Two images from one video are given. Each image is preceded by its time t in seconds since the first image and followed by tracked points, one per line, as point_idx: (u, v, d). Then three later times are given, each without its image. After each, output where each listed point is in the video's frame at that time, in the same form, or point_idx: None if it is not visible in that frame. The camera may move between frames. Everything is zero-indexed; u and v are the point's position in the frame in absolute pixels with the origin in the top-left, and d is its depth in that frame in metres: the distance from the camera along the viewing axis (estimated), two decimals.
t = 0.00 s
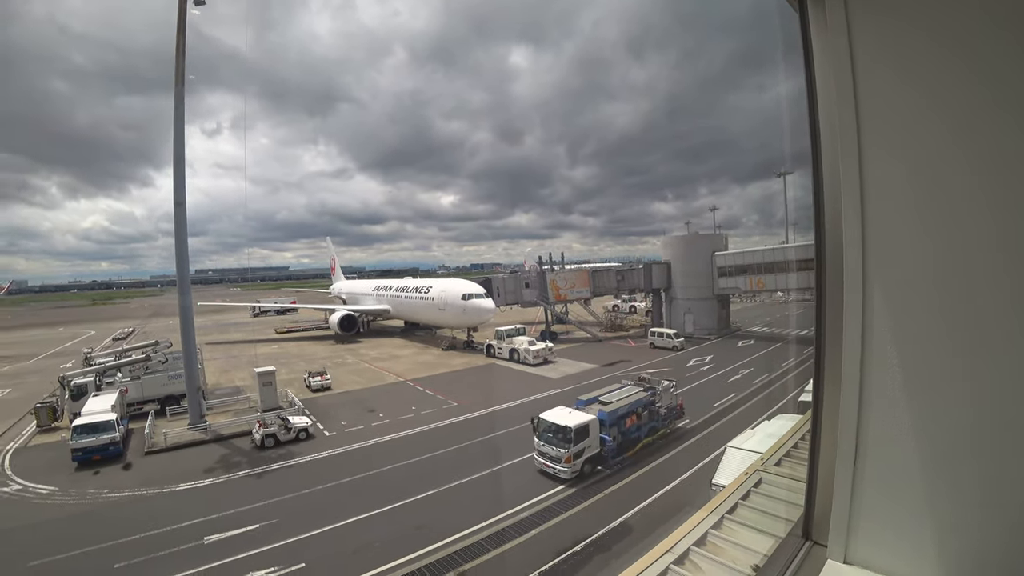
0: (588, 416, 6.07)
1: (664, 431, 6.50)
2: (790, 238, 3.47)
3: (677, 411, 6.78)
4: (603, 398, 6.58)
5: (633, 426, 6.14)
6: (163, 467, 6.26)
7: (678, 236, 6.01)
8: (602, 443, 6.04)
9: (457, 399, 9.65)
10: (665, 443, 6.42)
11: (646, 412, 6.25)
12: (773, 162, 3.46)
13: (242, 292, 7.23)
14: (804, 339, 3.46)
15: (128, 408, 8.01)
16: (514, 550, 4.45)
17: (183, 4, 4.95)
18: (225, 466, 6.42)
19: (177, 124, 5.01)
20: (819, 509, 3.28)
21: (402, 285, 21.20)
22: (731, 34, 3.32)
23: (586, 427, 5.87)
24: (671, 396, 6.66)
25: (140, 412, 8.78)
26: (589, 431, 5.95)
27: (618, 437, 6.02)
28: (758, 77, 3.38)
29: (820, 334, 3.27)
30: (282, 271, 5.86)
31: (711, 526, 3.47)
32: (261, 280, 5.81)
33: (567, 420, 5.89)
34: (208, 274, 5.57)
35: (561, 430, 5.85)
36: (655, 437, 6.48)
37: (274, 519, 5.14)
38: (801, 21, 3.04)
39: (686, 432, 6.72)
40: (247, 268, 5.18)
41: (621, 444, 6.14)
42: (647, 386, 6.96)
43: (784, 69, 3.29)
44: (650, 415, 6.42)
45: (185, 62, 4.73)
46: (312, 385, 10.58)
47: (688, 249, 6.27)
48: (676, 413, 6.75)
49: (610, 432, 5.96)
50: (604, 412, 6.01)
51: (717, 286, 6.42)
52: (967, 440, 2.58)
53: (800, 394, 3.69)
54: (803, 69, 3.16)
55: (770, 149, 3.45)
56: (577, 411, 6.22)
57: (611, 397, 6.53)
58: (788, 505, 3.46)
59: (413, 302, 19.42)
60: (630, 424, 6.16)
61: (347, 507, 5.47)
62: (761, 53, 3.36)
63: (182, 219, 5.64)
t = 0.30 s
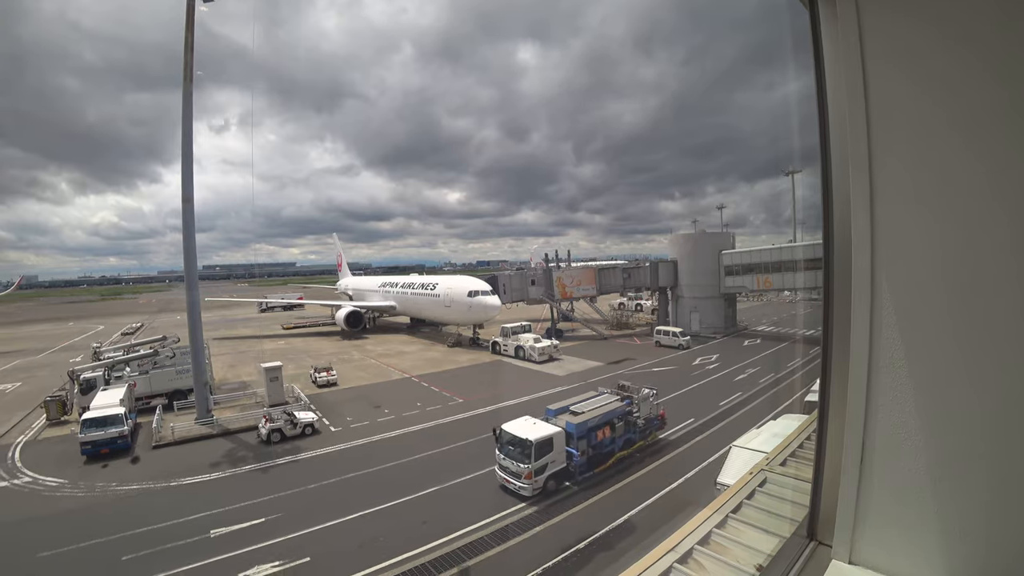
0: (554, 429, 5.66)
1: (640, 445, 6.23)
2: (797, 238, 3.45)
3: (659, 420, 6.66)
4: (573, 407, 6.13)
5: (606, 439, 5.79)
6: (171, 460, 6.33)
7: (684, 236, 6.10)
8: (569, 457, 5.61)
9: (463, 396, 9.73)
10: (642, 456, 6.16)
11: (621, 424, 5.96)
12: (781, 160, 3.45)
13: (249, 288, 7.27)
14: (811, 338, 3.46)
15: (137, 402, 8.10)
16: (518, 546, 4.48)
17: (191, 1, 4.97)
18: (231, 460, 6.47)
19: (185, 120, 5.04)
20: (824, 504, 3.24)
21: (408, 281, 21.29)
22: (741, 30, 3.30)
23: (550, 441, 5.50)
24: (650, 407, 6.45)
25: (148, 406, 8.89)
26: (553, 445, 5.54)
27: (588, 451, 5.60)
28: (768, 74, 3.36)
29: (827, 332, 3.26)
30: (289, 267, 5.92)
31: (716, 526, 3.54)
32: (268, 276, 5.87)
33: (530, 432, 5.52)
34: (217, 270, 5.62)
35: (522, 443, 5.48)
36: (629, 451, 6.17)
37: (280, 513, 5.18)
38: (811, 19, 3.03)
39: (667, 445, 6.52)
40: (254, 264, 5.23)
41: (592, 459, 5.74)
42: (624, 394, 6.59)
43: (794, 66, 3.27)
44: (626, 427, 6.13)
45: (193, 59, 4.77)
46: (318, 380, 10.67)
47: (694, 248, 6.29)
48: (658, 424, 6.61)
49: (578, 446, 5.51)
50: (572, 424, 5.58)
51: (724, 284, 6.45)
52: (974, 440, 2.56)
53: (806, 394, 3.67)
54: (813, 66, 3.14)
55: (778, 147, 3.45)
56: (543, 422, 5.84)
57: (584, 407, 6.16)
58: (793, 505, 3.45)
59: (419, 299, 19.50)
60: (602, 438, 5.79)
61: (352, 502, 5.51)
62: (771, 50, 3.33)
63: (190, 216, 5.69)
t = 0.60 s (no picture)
0: (511, 443, 5.34)
1: (611, 459, 5.91)
2: (803, 237, 3.43)
3: (633, 432, 6.35)
4: (537, 419, 5.76)
5: (571, 454, 5.45)
6: (176, 457, 6.37)
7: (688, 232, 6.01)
8: (529, 473, 5.32)
9: (467, 393, 9.77)
10: (612, 472, 5.82)
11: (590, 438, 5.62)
12: (785, 159, 3.36)
13: (253, 286, 7.30)
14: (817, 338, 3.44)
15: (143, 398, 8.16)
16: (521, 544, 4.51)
17: None
18: (236, 457, 6.51)
19: (191, 118, 5.06)
20: (826, 504, 3.29)
21: (412, 279, 21.35)
22: (746, 26, 3.27)
23: (505, 458, 5.17)
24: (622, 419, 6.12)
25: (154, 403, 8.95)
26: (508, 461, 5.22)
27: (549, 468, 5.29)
28: (775, 71, 3.34)
29: (832, 331, 3.25)
30: (294, 264, 5.95)
31: (720, 526, 3.45)
32: (273, 273, 5.89)
33: (480, 449, 5.16)
34: (222, 268, 5.65)
35: (473, 460, 5.14)
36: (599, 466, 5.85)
37: (284, 510, 5.20)
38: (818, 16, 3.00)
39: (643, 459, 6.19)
40: (259, 261, 5.26)
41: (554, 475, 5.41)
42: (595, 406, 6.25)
43: (800, 65, 3.23)
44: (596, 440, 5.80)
45: (199, 57, 4.78)
46: (323, 377, 10.72)
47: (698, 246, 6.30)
48: (632, 436, 6.32)
49: (537, 462, 5.17)
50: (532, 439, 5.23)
51: (728, 282, 6.45)
52: (980, 442, 2.55)
53: (811, 393, 3.66)
54: (821, 63, 3.12)
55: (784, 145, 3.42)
56: (500, 435, 5.48)
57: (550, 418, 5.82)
58: (799, 505, 3.41)
59: (423, 297, 19.56)
60: (567, 453, 5.41)
61: (356, 499, 5.54)
62: (778, 47, 3.30)
63: (196, 214, 5.72)
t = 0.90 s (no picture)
0: (456, 460, 4.99)
1: (572, 477, 5.58)
2: (807, 237, 3.42)
3: (600, 447, 6.03)
4: (493, 432, 5.42)
5: (524, 472, 5.11)
6: (178, 453, 6.40)
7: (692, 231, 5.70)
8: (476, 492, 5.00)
9: (468, 392, 9.78)
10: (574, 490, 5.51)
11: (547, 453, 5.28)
12: (790, 159, 3.37)
13: (256, 283, 7.33)
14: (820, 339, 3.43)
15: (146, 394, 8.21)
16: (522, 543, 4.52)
17: None
18: (238, 454, 6.54)
19: (195, 114, 5.07)
20: (829, 503, 3.26)
21: (414, 277, 21.38)
22: (751, 26, 3.27)
23: (447, 475, 4.86)
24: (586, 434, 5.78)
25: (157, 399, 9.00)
26: (451, 480, 4.87)
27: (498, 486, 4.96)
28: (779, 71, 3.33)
29: (835, 332, 3.24)
30: (296, 262, 5.96)
31: (721, 526, 3.48)
32: (276, 270, 5.91)
33: (419, 467, 4.85)
34: (226, 265, 5.66)
35: (413, 478, 4.84)
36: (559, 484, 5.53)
37: (285, 506, 5.22)
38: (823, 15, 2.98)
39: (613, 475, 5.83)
40: (262, 258, 5.28)
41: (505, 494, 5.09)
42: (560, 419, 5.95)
43: (804, 65, 3.24)
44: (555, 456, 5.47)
45: (204, 54, 4.79)
46: (325, 375, 10.75)
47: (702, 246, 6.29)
48: (599, 451, 6.00)
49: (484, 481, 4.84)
50: (479, 455, 4.90)
51: (731, 283, 6.43)
52: (982, 445, 2.54)
53: (814, 395, 3.65)
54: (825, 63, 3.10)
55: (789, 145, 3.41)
56: (444, 449, 5.17)
57: (506, 432, 5.46)
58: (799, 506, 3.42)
59: (425, 295, 19.58)
60: (520, 471, 5.08)
61: (357, 497, 5.55)
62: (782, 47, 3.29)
63: (199, 211, 5.74)
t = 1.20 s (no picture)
0: (385, 479, 4.65)
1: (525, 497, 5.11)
2: (807, 240, 3.43)
3: (558, 465, 5.57)
4: (435, 446, 4.95)
5: (467, 492, 4.64)
6: (177, 449, 6.42)
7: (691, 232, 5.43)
8: (411, 513, 4.53)
9: (468, 392, 9.77)
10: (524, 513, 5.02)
11: (496, 472, 4.83)
12: (792, 161, 3.40)
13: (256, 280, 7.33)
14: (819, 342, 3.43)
15: (145, 390, 8.21)
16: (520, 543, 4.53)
17: None
18: (237, 451, 6.54)
19: (198, 111, 5.08)
20: (826, 508, 3.25)
21: (415, 276, 21.39)
22: (754, 28, 3.26)
23: (376, 494, 4.52)
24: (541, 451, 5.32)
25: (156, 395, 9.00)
26: (379, 501, 4.53)
27: (437, 508, 4.50)
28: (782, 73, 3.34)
29: (834, 335, 3.24)
30: (298, 259, 5.96)
31: (718, 528, 3.46)
32: (277, 267, 5.91)
33: (347, 486, 4.51)
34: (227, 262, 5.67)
35: (337, 496, 4.55)
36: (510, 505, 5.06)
37: (283, 504, 5.22)
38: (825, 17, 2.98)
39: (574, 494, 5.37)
40: (263, 256, 5.28)
41: (446, 516, 4.62)
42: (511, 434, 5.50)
43: (807, 67, 3.22)
44: (505, 475, 5.00)
45: (207, 51, 4.79)
46: (324, 373, 10.75)
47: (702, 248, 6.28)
48: (557, 469, 5.54)
49: (418, 501, 4.38)
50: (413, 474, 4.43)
51: (731, 285, 6.43)
52: (982, 449, 2.53)
53: (812, 398, 3.66)
54: (826, 65, 3.10)
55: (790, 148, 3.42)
56: (377, 466, 4.84)
57: (450, 447, 4.99)
58: (798, 509, 3.42)
59: (426, 294, 19.60)
60: (460, 491, 4.58)
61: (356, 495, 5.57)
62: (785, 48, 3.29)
63: (201, 208, 5.74)
